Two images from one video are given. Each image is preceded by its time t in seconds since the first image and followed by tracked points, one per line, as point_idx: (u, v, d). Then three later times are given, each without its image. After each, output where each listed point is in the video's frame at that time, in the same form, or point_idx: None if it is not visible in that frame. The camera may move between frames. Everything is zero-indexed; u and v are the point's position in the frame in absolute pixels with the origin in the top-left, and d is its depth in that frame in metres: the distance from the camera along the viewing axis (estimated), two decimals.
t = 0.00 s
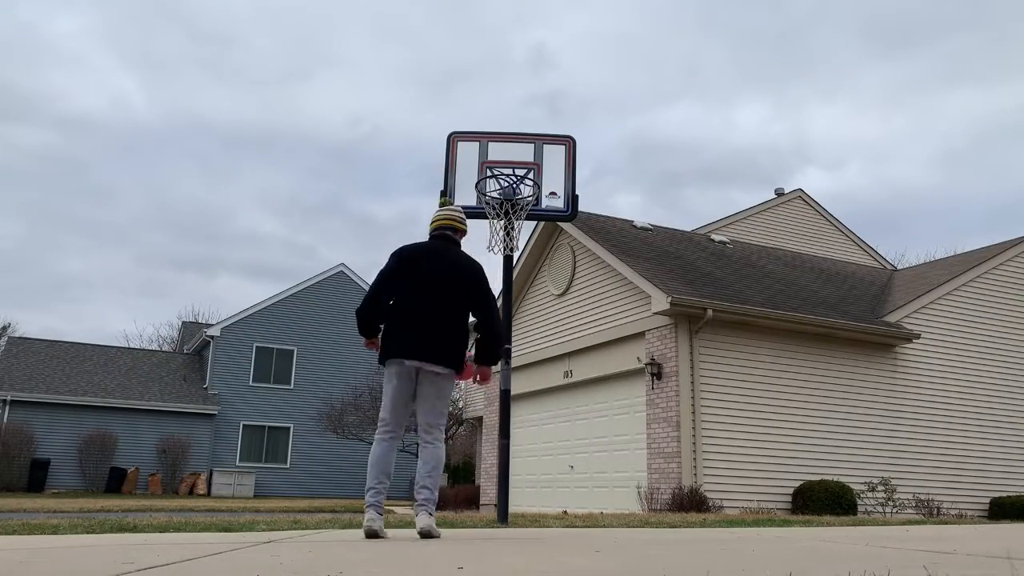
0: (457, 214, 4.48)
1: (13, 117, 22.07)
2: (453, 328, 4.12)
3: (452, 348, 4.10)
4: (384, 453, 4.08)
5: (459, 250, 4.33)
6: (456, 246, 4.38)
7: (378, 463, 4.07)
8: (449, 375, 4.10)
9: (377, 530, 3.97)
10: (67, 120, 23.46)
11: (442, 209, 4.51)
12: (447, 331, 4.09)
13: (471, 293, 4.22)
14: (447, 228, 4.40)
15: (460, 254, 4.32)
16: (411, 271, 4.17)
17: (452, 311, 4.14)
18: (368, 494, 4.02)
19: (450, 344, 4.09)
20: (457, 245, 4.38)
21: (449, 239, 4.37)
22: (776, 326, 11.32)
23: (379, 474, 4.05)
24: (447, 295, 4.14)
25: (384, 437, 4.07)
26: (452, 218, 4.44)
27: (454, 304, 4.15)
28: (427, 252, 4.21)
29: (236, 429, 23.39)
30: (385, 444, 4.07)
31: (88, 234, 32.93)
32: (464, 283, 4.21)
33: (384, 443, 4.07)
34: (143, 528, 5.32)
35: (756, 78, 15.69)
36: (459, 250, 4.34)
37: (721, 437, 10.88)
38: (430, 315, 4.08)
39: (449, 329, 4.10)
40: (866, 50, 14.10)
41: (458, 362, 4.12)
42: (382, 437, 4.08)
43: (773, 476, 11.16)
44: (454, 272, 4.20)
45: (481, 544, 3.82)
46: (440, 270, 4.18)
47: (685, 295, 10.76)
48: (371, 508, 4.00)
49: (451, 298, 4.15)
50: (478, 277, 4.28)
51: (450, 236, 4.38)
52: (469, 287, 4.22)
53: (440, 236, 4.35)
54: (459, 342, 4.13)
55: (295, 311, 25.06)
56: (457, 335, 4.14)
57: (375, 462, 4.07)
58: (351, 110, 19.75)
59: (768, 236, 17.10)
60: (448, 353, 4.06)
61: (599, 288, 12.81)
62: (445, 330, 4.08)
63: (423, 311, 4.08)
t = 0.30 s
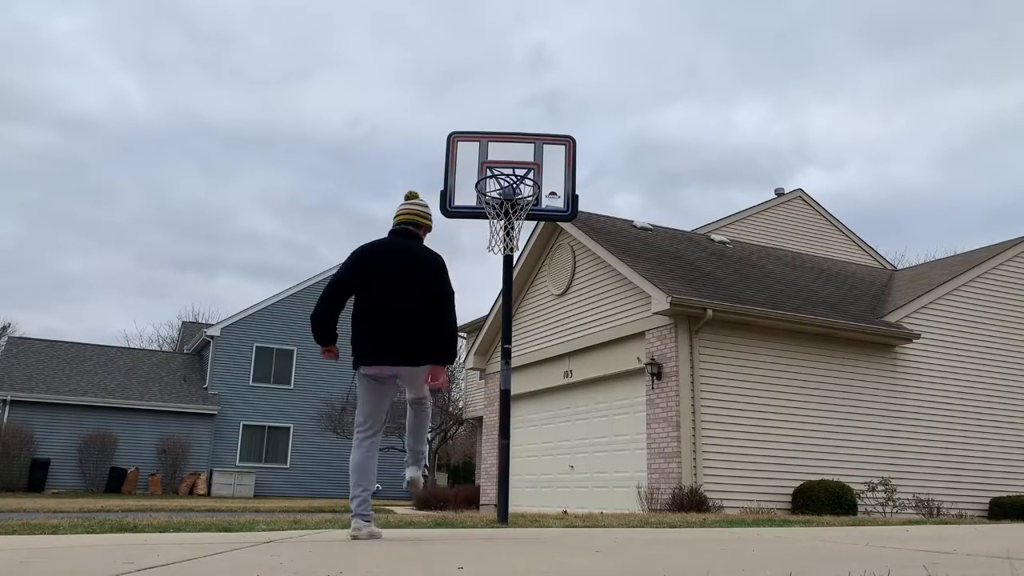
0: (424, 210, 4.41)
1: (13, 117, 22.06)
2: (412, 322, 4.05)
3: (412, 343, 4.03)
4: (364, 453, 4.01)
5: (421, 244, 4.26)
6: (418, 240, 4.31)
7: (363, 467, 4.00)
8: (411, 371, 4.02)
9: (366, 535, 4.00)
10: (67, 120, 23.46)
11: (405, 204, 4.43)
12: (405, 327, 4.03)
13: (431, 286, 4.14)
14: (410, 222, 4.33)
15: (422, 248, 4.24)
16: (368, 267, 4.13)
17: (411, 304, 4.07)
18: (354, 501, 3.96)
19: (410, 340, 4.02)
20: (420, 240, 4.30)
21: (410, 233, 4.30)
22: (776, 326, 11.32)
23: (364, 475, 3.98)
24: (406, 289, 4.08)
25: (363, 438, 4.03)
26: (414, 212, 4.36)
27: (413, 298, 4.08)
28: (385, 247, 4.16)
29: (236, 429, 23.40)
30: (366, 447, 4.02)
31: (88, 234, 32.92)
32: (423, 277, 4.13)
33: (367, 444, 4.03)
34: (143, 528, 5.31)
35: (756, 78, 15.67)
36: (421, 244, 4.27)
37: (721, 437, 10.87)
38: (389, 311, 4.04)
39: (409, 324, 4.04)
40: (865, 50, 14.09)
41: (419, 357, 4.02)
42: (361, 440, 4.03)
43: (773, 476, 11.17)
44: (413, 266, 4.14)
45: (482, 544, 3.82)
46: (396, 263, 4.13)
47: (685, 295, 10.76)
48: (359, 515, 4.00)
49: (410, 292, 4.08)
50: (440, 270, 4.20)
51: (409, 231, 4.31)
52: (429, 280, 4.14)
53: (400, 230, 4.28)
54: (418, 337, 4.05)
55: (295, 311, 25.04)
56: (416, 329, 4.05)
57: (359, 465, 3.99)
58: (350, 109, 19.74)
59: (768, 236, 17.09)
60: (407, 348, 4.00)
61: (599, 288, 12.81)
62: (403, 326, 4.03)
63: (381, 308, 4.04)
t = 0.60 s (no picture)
0: (406, 196, 4.24)
1: (13, 117, 22.07)
2: (399, 315, 3.90)
3: (395, 338, 3.88)
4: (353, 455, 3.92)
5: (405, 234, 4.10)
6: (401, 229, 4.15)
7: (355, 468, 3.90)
8: (397, 370, 3.91)
9: (366, 536, 3.97)
10: (66, 120, 23.48)
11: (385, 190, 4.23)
12: (390, 322, 3.88)
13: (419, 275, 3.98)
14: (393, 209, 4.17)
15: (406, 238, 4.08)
16: (355, 257, 3.97)
17: (397, 298, 3.91)
18: (352, 505, 3.92)
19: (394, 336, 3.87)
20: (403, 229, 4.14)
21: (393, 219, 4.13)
22: (776, 326, 11.32)
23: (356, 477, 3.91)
24: (392, 280, 3.93)
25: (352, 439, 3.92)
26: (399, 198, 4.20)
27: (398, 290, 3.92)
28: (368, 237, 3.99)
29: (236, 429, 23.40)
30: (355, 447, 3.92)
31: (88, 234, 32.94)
32: (405, 270, 3.96)
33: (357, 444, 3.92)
34: (143, 529, 5.32)
35: (755, 79, 15.68)
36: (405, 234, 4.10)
37: (721, 437, 10.87)
38: (375, 303, 3.88)
39: (393, 318, 3.89)
40: (865, 50, 14.09)
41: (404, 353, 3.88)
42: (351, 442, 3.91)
43: (773, 476, 11.16)
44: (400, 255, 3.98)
45: (481, 544, 3.81)
46: (379, 255, 3.97)
47: (685, 295, 10.77)
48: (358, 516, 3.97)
49: (395, 284, 3.93)
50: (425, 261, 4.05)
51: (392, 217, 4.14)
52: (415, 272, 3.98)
53: (382, 219, 4.10)
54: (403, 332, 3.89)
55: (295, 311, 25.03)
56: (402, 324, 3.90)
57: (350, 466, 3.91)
58: (350, 109, 19.75)
59: (768, 236, 17.10)
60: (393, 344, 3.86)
61: (599, 288, 12.81)
62: (388, 320, 3.88)
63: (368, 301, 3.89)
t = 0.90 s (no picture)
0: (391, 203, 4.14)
1: (14, 117, 22.08)
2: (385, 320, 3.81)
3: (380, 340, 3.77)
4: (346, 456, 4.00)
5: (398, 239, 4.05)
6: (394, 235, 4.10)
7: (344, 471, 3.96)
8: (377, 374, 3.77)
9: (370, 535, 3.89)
10: (66, 120, 23.49)
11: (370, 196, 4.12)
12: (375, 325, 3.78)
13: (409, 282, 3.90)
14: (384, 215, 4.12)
15: (398, 241, 4.02)
16: (343, 261, 3.92)
17: (385, 302, 3.84)
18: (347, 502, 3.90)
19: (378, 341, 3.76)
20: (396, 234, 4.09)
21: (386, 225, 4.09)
22: (776, 326, 11.32)
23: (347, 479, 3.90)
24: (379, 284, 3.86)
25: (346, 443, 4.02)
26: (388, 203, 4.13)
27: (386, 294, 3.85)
28: (359, 240, 3.95)
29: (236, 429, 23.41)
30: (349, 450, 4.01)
31: (88, 234, 32.95)
32: (395, 273, 3.89)
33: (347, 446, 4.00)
34: (143, 529, 5.32)
35: (755, 79, 15.68)
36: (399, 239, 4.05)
37: (721, 437, 10.87)
38: (359, 307, 3.81)
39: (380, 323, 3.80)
40: (864, 49, 14.08)
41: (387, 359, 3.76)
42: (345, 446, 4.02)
43: (773, 476, 11.16)
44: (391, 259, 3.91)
45: (482, 544, 3.82)
46: (368, 258, 3.90)
47: (685, 294, 10.77)
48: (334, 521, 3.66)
49: (383, 288, 3.85)
50: (418, 265, 3.96)
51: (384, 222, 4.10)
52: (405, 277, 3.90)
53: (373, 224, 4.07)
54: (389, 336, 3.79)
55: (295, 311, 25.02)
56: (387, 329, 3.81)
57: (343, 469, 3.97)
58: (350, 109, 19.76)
59: (768, 236, 17.10)
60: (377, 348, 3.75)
61: (599, 288, 12.81)
62: (374, 323, 3.79)
63: (353, 304, 3.82)
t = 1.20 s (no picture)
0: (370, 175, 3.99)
1: (13, 117, 22.08)
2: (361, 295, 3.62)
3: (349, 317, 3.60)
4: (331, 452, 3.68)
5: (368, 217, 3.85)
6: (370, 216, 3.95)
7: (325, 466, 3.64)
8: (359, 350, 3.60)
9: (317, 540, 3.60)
10: (66, 120, 23.49)
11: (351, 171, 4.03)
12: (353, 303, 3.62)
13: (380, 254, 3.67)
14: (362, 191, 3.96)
15: (363, 210, 3.79)
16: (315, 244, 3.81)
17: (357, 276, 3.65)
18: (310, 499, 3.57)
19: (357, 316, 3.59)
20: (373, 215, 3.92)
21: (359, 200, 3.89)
22: (776, 327, 11.32)
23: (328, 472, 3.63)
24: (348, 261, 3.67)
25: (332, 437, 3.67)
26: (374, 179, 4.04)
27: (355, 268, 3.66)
28: (328, 218, 3.80)
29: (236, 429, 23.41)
30: (330, 443, 3.68)
31: (89, 234, 32.97)
32: (358, 244, 3.67)
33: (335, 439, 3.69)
34: (143, 529, 5.32)
35: (754, 80, 15.67)
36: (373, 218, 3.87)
37: (720, 437, 10.87)
38: (333, 286, 3.67)
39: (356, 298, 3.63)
40: (863, 49, 14.08)
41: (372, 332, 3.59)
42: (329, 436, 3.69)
43: (773, 476, 11.16)
44: (351, 234, 3.68)
45: (483, 544, 3.81)
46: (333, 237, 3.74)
47: (685, 295, 10.77)
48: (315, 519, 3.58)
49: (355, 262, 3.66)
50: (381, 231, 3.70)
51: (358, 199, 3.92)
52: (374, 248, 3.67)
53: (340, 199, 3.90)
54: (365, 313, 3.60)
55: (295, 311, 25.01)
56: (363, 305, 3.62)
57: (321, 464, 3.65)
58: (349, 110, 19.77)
59: (768, 237, 17.10)
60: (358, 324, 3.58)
61: (599, 288, 12.81)
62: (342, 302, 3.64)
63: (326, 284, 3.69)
